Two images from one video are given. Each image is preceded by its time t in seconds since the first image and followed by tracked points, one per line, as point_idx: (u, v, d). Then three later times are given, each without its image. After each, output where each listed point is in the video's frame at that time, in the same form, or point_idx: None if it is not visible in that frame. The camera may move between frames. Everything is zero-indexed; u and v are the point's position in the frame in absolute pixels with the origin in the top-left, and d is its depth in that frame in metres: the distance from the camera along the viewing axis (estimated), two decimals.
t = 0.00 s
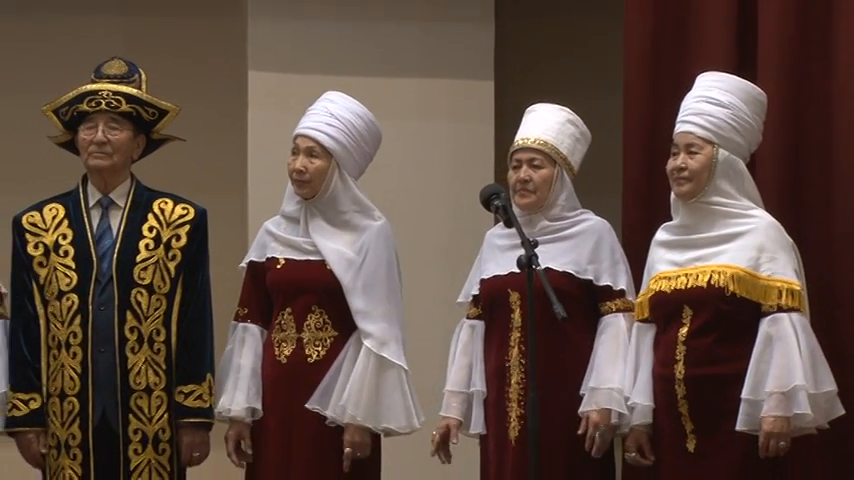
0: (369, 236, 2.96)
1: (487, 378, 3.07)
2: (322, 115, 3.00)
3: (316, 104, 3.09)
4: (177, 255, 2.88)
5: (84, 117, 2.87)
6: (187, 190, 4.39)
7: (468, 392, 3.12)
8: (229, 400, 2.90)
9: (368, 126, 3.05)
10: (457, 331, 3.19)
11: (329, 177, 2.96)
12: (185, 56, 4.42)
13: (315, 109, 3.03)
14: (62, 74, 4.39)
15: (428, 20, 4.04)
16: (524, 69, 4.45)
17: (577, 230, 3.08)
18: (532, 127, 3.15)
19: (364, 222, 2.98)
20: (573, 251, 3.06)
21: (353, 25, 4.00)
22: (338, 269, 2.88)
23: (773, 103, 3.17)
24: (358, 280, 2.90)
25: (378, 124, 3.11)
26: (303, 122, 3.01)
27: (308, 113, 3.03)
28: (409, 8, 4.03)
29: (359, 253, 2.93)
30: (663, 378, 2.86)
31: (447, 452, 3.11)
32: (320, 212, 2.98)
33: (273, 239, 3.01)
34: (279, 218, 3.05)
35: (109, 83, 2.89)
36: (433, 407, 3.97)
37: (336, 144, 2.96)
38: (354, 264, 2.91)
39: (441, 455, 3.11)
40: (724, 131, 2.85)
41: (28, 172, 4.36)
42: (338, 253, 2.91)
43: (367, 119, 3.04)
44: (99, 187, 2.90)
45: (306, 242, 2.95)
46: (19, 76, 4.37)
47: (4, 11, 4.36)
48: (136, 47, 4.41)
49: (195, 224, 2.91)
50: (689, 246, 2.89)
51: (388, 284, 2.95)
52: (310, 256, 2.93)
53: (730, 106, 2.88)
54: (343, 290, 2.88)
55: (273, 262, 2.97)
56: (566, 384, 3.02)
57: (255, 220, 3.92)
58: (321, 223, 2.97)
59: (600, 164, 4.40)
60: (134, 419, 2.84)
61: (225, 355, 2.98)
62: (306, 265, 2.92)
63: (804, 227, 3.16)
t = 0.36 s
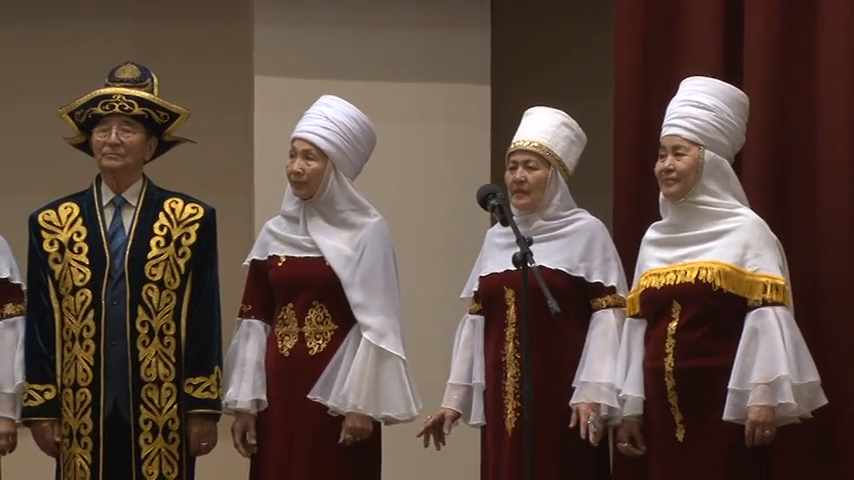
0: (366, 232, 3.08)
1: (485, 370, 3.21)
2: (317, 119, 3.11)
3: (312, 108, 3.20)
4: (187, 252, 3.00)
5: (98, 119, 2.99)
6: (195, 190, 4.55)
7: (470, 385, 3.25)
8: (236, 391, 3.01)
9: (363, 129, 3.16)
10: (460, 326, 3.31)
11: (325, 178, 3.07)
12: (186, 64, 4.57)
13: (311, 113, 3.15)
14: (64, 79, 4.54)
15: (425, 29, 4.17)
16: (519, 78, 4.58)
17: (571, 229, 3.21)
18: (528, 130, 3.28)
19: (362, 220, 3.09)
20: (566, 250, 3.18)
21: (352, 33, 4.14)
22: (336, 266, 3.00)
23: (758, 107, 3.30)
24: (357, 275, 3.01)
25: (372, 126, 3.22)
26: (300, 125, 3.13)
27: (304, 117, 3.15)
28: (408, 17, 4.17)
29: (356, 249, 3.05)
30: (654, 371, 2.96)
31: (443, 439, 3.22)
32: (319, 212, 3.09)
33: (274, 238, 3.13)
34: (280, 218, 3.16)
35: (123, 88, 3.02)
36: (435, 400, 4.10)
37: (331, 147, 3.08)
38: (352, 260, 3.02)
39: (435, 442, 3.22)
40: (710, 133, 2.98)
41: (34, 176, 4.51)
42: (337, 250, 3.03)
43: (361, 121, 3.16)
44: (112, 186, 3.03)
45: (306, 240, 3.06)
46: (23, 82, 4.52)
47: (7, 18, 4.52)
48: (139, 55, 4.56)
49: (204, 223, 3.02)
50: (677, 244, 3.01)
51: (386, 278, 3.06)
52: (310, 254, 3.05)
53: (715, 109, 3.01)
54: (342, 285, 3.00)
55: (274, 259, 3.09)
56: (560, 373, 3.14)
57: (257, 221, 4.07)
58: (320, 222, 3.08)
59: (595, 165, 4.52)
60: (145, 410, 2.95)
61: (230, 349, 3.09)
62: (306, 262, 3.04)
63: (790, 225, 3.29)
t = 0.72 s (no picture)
0: (367, 227, 3.20)
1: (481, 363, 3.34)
2: (317, 121, 3.23)
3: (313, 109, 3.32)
4: (196, 249, 3.12)
5: (111, 121, 3.11)
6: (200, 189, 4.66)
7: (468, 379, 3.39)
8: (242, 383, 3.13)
9: (362, 130, 3.28)
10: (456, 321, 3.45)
11: (326, 178, 3.19)
12: (184, 66, 4.68)
13: (311, 115, 3.26)
14: (63, 83, 4.65)
15: (417, 32, 4.29)
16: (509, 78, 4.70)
17: (560, 227, 3.33)
18: (518, 132, 3.40)
19: (362, 214, 3.22)
20: (556, 246, 3.31)
21: (346, 36, 4.26)
22: (339, 260, 3.12)
23: (745, 107, 3.41)
24: (359, 269, 3.13)
25: (371, 127, 3.34)
26: (301, 127, 3.24)
27: (306, 119, 3.26)
28: (400, 19, 4.29)
29: (358, 244, 3.17)
30: (645, 363, 3.04)
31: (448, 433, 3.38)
32: (321, 210, 3.22)
33: (276, 234, 3.25)
34: (282, 216, 3.28)
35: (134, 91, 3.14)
36: (435, 391, 4.24)
37: (331, 147, 3.19)
38: (354, 255, 3.14)
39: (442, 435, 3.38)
40: (699, 134, 3.09)
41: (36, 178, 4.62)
42: (340, 245, 3.15)
43: (360, 122, 3.27)
44: (123, 185, 3.14)
45: (309, 236, 3.18)
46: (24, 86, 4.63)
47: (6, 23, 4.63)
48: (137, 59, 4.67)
49: (212, 221, 3.15)
50: (668, 240, 3.10)
51: (386, 271, 3.19)
52: (313, 249, 3.17)
53: (704, 111, 3.12)
54: (345, 278, 3.12)
55: (278, 255, 3.20)
56: (554, 365, 3.27)
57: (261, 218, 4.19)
58: (322, 219, 3.21)
59: (589, 163, 4.64)
60: (157, 400, 3.07)
61: (237, 343, 3.21)
62: (309, 257, 3.16)
63: (775, 221, 3.41)
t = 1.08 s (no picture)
0: (378, 215, 3.32)
1: (480, 345, 3.46)
2: (329, 114, 3.33)
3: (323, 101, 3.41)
4: (211, 237, 3.23)
5: (128, 114, 3.23)
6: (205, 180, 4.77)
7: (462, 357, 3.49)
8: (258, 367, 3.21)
9: (370, 122, 3.39)
10: (453, 306, 3.57)
11: (337, 169, 3.30)
12: (184, 62, 4.79)
13: (322, 107, 3.36)
14: (62, 79, 4.74)
15: (413, 30, 4.41)
16: (500, 72, 4.80)
17: (556, 214, 3.46)
18: (512, 124, 3.53)
19: (374, 202, 3.34)
20: (553, 233, 3.44)
21: (342, 33, 4.37)
22: (354, 248, 3.23)
23: (739, 101, 3.54)
24: (373, 256, 3.25)
25: (379, 119, 3.45)
26: (312, 119, 3.34)
27: (316, 111, 3.36)
28: (397, 16, 4.40)
29: (371, 232, 3.28)
30: (642, 345, 3.15)
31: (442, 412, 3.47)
32: (334, 200, 3.33)
33: (289, 223, 3.34)
34: (293, 205, 3.37)
35: (151, 85, 3.26)
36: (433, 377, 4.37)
37: (343, 140, 3.30)
38: (368, 242, 3.26)
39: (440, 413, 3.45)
40: (695, 126, 3.21)
41: (39, 171, 4.70)
42: (354, 233, 3.26)
43: (369, 115, 3.39)
44: (140, 175, 3.27)
45: (322, 224, 3.29)
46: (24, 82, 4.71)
47: (6, 22, 4.71)
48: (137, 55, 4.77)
49: (226, 210, 3.26)
50: (665, 228, 3.22)
51: (398, 258, 3.31)
52: (327, 237, 3.28)
53: (700, 104, 3.24)
54: (359, 265, 3.23)
55: (293, 243, 3.31)
56: (553, 348, 3.39)
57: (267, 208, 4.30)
58: (335, 207, 3.31)
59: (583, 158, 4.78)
60: (173, 383, 3.18)
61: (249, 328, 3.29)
62: (323, 245, 3.27)
63: (766, 210, 3.54)
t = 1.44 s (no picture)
0: (386, 215, 3.44)
1: (474, 338, 3.59)
2: (342, 115, 3.43)
3: (333, 102, 3.51)
4: (217, 234, 3.34)
5: (138, 116, 3.35)
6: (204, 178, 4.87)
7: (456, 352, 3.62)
8: (270, 359, 3.31)
9: (380, 123, 3.50)
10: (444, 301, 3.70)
11: (350, 169, 3.41)
12: (181, 61, 4.90)
13: (335, 109, 3.46)
14: (60, 79, 4.84)
15: (407, 32, 4.53)
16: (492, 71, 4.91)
17: (548, 211, 3.59)
18: (503, 126, 3.65)
19: (384, 201, 3.46)
20: (545, 229, 3.57)
21: (337, 35, 4.49)
22: (365, 245, 3.35)
23: (728, 102, 3.67)
24: (384, 253, 3.38)
25: (387, 120, 3.56)
26: (325, 120, 3.44)
27: (329, 112, 3.46)
28: (390, 18, 4.52)
29: (381, 230, 3.41)
30: (633, 337, 3.28)
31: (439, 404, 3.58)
32: (345, 198, 3.43)
33: (299, 220, 3.44)
34: (302, 201, 3.47)
35: (159, 87, 3.37)
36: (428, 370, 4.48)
37: (356, 141, 3.41)
38: (378, 239, 3.38)
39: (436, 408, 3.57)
40: (685, 127, 3.34)
41: (42, 168, 4.80)
42: (366, 230, 3.37)
43: (379, 117, 3.49)
44: (150, 175, 3.38)
45: (334, 221, 3.39)
46: (22, 82, 4.81)
47: (5, 23, 4.81)
48: (134, 56, 4.88)
49: (232, 207, 3.37)
50: (655, 225, 3.34)
51: (405, 257, 3.45)
52: (339, 234, 3.38)
53: (689, 106, 3.37)
54: (370, 261, 3.35)
55: (303, 239, 3.40)
56: (546, 340, 3.52)
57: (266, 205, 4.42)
58: (346, 206, 3.42)
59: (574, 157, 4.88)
60: (181, 373, 3.29)
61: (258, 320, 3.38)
62: (336, 241, 3.37)
63: (752, 211, 3.69)
